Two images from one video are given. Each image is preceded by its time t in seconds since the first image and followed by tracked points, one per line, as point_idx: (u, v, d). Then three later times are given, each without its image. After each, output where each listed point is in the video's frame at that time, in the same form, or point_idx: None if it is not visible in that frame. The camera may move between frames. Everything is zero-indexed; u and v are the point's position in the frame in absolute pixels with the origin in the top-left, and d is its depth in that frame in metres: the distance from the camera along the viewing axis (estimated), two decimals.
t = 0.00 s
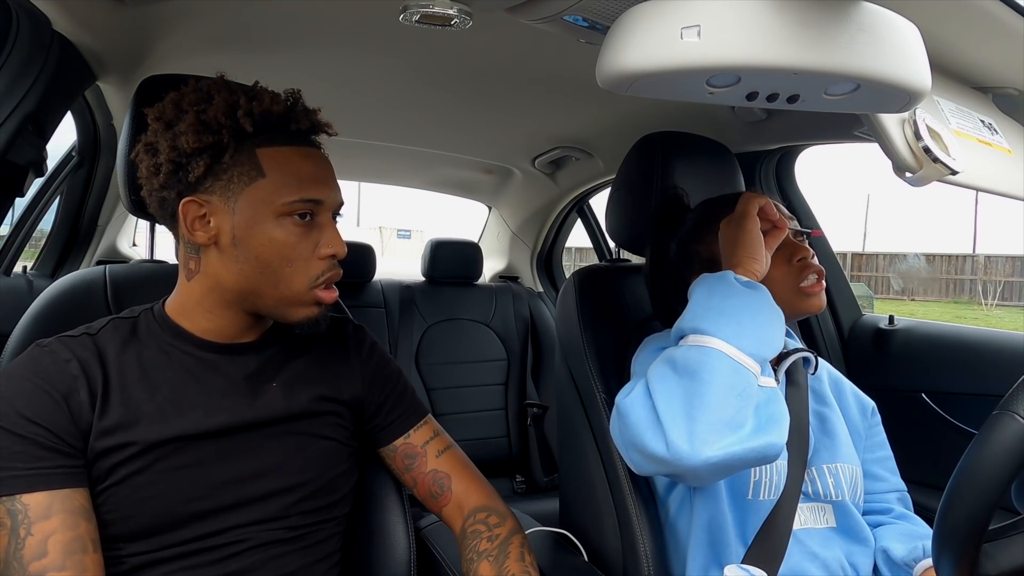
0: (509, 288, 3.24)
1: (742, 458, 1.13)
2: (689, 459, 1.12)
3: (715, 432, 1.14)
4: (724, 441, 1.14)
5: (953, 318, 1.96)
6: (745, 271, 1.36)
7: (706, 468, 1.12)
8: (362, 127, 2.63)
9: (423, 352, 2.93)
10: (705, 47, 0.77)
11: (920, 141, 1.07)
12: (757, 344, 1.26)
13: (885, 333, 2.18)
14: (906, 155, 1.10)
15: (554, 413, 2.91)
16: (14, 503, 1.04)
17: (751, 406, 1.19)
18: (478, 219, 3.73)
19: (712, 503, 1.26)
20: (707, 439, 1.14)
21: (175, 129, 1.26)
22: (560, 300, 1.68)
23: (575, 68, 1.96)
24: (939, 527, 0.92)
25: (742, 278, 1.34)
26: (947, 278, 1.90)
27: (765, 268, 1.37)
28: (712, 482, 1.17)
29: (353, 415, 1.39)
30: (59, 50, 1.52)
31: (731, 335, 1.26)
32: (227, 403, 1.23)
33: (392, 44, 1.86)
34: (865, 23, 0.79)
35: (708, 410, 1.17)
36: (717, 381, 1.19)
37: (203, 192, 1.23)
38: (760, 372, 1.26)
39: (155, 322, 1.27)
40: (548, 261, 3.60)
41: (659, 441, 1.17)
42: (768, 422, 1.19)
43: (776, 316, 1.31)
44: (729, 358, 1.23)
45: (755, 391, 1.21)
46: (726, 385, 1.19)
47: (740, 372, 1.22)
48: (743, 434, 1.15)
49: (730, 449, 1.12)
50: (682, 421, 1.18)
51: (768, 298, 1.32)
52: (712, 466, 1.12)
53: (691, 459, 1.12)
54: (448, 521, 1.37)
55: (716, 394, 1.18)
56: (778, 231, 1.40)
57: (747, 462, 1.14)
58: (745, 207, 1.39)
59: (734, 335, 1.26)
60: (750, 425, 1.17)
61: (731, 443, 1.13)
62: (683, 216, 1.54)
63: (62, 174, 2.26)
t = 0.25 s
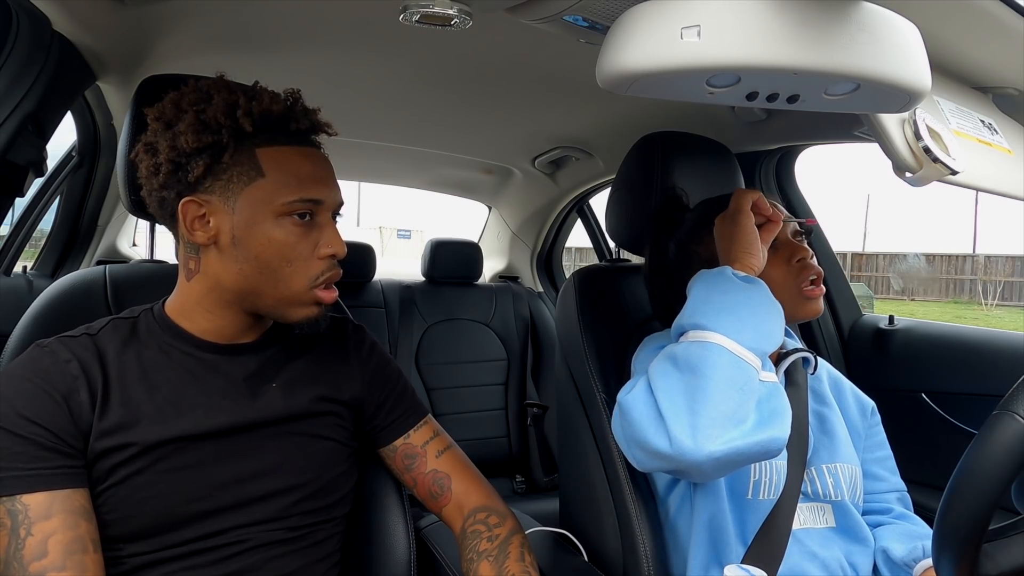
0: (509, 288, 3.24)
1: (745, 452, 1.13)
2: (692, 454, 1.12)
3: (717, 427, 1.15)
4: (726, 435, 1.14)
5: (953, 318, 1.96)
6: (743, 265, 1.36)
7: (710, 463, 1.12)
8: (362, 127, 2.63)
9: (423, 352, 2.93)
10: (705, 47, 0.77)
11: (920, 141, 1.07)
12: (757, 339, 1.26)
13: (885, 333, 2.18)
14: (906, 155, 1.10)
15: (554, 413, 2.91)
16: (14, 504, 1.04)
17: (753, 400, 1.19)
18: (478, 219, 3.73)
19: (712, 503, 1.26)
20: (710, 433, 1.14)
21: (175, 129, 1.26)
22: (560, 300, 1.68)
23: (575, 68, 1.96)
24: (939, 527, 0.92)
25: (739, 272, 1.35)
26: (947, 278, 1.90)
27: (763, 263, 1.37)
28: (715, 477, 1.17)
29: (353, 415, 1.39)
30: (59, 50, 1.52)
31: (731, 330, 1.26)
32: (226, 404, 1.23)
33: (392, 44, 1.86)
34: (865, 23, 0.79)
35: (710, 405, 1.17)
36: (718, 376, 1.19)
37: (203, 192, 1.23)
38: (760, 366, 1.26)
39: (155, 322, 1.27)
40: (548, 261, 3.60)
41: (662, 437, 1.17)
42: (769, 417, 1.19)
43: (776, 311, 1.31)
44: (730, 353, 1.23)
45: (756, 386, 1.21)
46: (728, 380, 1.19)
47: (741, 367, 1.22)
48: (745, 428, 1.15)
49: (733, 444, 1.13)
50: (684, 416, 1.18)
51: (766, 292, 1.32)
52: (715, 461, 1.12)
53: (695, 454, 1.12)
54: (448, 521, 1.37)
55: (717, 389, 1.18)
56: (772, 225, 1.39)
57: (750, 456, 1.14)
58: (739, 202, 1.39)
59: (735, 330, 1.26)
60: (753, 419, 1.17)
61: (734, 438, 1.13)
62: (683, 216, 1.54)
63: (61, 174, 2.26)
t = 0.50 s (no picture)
0: (509, 288, 3.24)
1: (744, 453, 1.13)
2: (691, 454, 1.12)
3: (716, 428, 1.14)
4: (725, 436, 1.14)
5: (953, 318, 1.96)
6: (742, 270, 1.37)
7: (708, 463, 1.12)
8: (362, 127, 2.63)
9: (423, 352, 2.93)
10: (705, 47, 0.77)
11: (920, 141, 1.07)
12: (756, 340, 1.26)
13: (885, 333, 2.18)
14: (906, 155, 1.10)
15: (554, 413, 2.91)
16: (14, 504, 1.04)
17: (751, 401, 1.19)
18: (478, 219, 3.73)
19: (712, 503, 1.26)
20: (708, 434, 1.14)
21: (175, 129, 1.26)
22: (560, 300, 1.68)
23: (575, 68, 1.96)
24: (939, 527, 0.92)
25: (739, 275, 1.35)
26: (947, 278, 1.90)
27: (763, 266, 1.38)
28: (713, 478, 1.17)
29: (353, 415, 1.39)
30: (59, 50, 1.52)
31: (731, 331, 1.26)
32: (227, 403, 1.23)
33: (392, 44, 1.86)
34: (865, 23, 0.79)
35: (709, 405, 1.17)
36: (717, 376, 1.19)
37: (203, 192, 1.23)
38: (760, 368, 1.26)
39: (155, 322, 1.27)
40: (548, 261, 3.60)
41: (660, 437, 1.17)
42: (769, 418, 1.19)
43: (775, 312, 1.31)
44: (729, 354, 1.23)
45: (755, 386, 1.21)
46: (727, 380, 1.19)
47: (740, 368, 1.22)
48: (744, 429, 1.15)
49: (732, 444, 1.12)
50: (683, 416, 1.18)
51: (766, 294, 1.32)
52: (714, 461, 1.12)
53: (693, 454, 1.12)
54: (448, 521, 1.37)
55: (716, 389, 1.18)
56: (775, 232, 1.39)
57: (748, 457, 1.14)
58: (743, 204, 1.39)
59: (734, 331, 1.26)
60: (751, 420, 1.17)
61: (732, 438, 1.13)
62: (683, 215, 1.53)
63: (61, 174, 2.26)
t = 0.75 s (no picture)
0: (509, 288, 3.24)
1: (744, 452, 1.13)
2: (691, 453, 1.12)
3: (716, 427, 1.15)
4: (725, 435, 1.14)
5: (953, 318, 1.96)
6: (740, 266, 1.36)
7: (708, 462, 1.12)
8: (362, 127, 2.63)
9: (423, 352, 2.93)
10: (705, 47, 0.77)
11: (920, 140, 1.07)
12: (756, 338, 1.26)
13: (885, 333, 2.18)
14: (906, 155, 1.10)
15: (554, 413, 2.91)
16: (14, 504, 1.04)
17: (751, 399, 1.19)
18: (478, 219, 3.73)
19: (712, 503, 1.26)
20: (708, 433, 1.14)
21: (175, 129, 1.26)
22: (560, 300, 1.68)
23: (575, 68, 1.96)
24: (939, 527, 0.92)
25: (737, 272, 1.35)
26: (947, 278, 1.90)
27: (762, 263, 1.37)
28: (713, 477, 1.17)
29: (353, 415, 1.39)
30: (59, 50, 1.52)
31: (730, 330, 1.26)
32: (227, 403, 1.23)
33: (392, 44, 1.86)
34: (865, 23, 0.79)
35: (709, 404, 1.17)
36: (717, 375, 1.19)
37: (203, 192, 1.23)
38: (759, 365, 1.26)
39: (156, 322, 1.27)
40: (548, 261, 3.60)
41: (660, 436, 1.17)
42: (769, 416, 1.19)
43: (774, 310, 1.31)
44: (729, 352, 1.23)
45: (755, 385, 1.21)
46: (727, 379, 1.19)
47: (740, 366, 1.22)
48: (744, 428, 1.15)
49: (732, 443, 1.13)
50: (683, 415, 1.18)
51: (765, 291, 1.32)
52: (715, 460, 1.12)
53: (693, 453, 1.12)
54: (448, 521, 1.37)
55: (716, 389, 1.18)
56: (776, 226, 1.39)
57: (748, 456, 1.14)
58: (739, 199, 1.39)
59: (734, 329, 1.26)
60: (751, 418, 1.17)
61: (732, 438, 1.13)
62: (681, 215, 1.54)
63: (62, 174, 2.26)
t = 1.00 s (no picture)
0: (509, 288, 3.24)
1: (743, 445, 1.13)
2: (690, 447, 1.12)
3: (715, 421, 1.14)
4: (724, 429, 1.14)
5: (953, 318, 1.96)
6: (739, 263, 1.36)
7: (708, 457, 1.12)
8: (362, 127, 2.63)
9: (423, 352, 2.93)
10: (705, 47, 0.77)
11: (920, 141, 1.07)
12: (754, 333, 1.26)
13: (885, 333, 2.18)
14: (906, 155, 1.10)
15: (554, 413, 2.91)
16: (14, 504, 1.04)
17: (750, 394, 1.19)
18: (478, 219, 3.74)
19: (712, 503, 1.26)
20: (708, 428, 1.14)
21: (175, 129, 1.26)
22: (560, 300, 1.68)
23: (575, 68, 1.96)
24: (939, 527, 0.92)
25: (734, 267, 1.35)
26: (947, 278, 1.90)
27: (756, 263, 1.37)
28: (714, 471, 1.17)
29: (353, 415, 1.39)
30: (59, 50, 1.52)
31: (728, 325, 1.26)
32: (227, 403, 1.23)
33: (392, 44, 1.86)
34: (865, 23, 0.79)
35: (708, 399, 1.17)
36: (715, 370, 1.19)
37: (203, 192, 1.24)
38: (757, 361, 1.26)
39: (156, 322, 1.27)
40: (548, 261, 3.60)
41: (659, 431, 1.17)
42: (767, 411, 1.19)
43: (771, 306, 1.31)
44: (726, 348, 1.23)
45: (753, 380, 1.21)
46: (725, 374, 1.19)
47: (738, 360, 1.22)
48: (743, 422, 1.15)
49: (731, 437, 1.12)
50: (682, 410, 1.18)
51: (762, 286, 1.32)
52: (714, 454, 1.12)
53: (692, 448, 1.12)
54: (448, 521, 1.37)
55: (714, 383, 1.18)
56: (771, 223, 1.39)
57: (747, 450, 1.14)
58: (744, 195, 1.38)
59: (732, 324, 1.26)
60: (750, 413, 1.17)
61: (732, 432, 1.13)
62: (680, 216, 1.55)
63: (61, 174, 2.26)
